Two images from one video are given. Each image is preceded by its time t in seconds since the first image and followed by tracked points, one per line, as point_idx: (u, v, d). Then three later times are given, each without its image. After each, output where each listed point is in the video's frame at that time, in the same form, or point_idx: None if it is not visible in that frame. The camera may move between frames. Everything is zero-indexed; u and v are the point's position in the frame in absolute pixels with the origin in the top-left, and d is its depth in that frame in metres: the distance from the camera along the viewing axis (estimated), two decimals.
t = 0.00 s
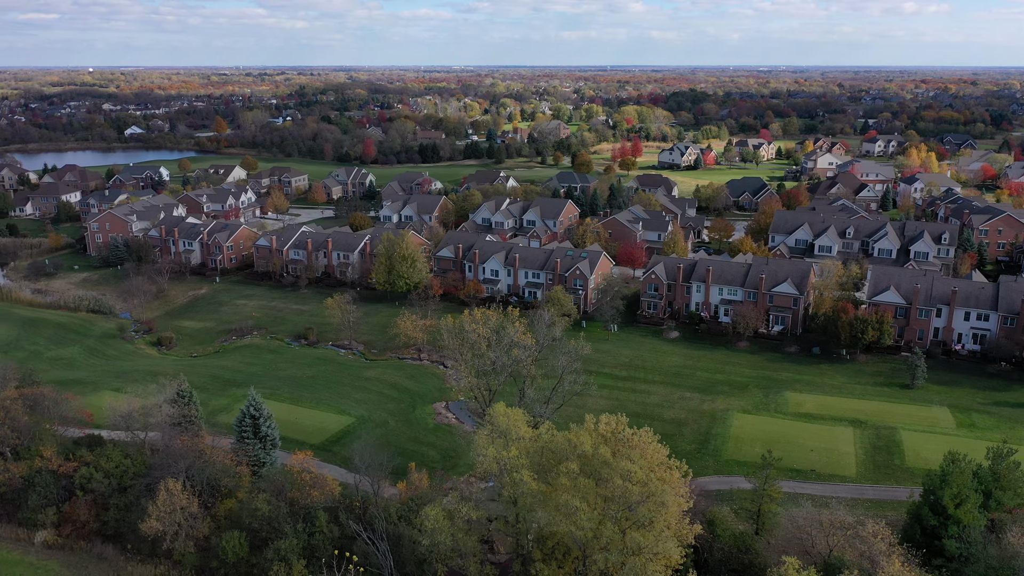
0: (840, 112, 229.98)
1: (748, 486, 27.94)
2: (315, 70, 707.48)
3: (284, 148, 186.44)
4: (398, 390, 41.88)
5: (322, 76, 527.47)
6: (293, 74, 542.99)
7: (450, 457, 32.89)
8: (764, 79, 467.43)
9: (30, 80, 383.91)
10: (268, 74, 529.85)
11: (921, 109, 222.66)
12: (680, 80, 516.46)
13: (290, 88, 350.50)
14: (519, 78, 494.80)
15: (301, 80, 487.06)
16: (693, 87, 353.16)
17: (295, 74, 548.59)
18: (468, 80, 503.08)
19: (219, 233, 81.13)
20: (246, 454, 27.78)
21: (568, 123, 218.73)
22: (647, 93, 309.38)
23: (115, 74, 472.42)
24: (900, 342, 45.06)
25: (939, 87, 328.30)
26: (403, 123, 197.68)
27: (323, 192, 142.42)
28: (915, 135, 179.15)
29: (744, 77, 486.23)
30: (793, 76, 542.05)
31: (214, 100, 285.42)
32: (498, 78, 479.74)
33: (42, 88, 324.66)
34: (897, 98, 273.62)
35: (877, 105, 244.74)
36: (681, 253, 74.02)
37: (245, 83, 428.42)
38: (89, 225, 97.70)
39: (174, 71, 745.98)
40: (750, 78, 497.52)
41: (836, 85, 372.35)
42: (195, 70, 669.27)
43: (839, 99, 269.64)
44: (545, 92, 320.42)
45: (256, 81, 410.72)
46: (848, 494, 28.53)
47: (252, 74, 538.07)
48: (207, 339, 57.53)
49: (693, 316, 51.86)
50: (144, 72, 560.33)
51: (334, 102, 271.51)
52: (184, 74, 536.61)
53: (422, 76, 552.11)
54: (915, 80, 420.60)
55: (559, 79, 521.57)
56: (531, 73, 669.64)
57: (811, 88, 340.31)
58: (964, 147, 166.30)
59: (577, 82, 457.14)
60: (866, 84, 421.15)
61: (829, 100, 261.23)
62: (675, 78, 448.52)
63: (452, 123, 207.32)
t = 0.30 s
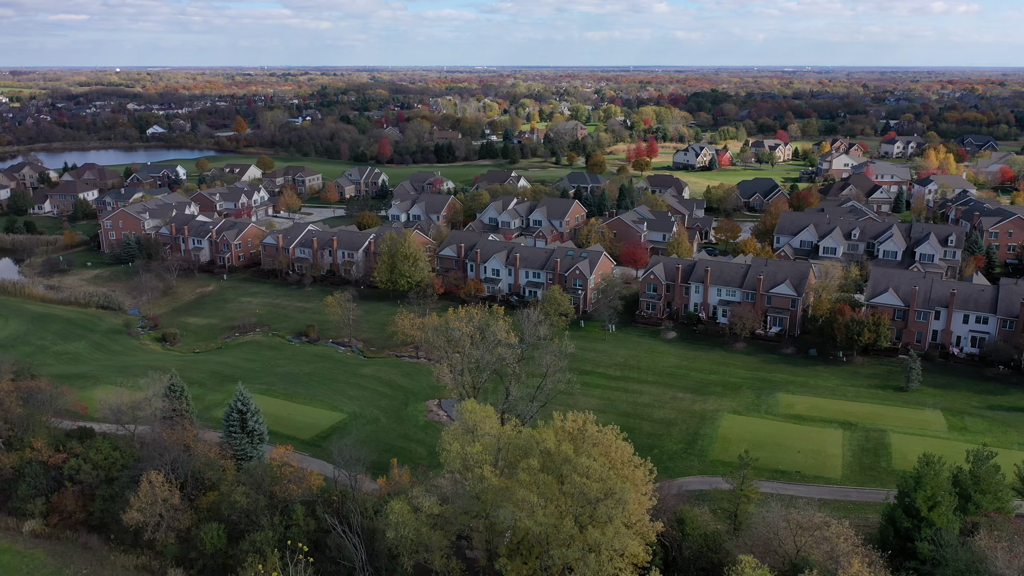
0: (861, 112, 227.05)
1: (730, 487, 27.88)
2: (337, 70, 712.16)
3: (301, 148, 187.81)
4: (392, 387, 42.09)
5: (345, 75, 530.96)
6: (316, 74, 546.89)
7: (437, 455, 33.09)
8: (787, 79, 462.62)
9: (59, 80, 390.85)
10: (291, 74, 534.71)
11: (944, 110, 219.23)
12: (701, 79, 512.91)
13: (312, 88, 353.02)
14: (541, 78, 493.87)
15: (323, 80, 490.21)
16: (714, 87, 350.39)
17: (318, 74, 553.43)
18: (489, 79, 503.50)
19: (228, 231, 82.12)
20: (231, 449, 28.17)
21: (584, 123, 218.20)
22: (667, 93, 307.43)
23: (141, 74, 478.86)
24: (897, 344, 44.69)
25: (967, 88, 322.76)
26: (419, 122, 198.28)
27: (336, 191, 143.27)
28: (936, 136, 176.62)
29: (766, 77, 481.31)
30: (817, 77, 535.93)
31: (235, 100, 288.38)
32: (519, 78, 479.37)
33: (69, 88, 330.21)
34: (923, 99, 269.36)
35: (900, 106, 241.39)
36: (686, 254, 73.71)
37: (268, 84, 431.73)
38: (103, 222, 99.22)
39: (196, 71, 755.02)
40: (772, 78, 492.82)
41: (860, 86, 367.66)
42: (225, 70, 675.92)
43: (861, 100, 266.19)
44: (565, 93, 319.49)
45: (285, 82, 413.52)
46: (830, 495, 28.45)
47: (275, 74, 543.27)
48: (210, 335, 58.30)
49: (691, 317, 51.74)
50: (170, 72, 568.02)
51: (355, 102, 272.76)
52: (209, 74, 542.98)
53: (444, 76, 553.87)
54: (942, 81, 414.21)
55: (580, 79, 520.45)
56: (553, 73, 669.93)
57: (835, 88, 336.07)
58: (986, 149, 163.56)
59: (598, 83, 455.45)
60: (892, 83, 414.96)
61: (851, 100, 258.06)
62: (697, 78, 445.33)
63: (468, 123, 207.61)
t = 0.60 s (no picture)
0: (882, 113, 224.26)
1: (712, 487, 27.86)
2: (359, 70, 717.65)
3: (317, 147, 189.12)
4: (386, 385, 42.37)
5: (367, 76, 534.84)
6: (337, 74, 551.08)
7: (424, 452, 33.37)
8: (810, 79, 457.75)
9: (88, 81, 397.60)
10: (313, 74, 539.62)
11: (967, 111, 215.83)
12: (722, 79, 509.34)
13: (333, 88, 355.25)
14: (561, 78, 493.15)
15: (345, 80, 493.50)
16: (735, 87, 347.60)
17: (340, 74, 557.92)
18: (509, 79, 503.79)
19: (235, 229, 83.09)
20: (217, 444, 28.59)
21: (599, 123, 217.72)
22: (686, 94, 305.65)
23: (166, 74, 485.35)
24: (894, 346, 44.39)
25: (995, 88, 317.32)
26: (434, 122, 198.80)
27: (348, 190, 144.04)
28: (956, 137, 174.06)
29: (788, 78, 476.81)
30: (840, 77, 530.46)
31: (255, 100, 290.87)
32: (540, 78, 478.81)
33: (95, 88, 335.00)
34: (947, 100, 265.19)
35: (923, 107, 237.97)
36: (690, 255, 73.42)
37: (290, 84, 434.96)
38: (116, 220, 100.66)
39: (219, 71, 762.79)
40: (795, 79, 488.58)
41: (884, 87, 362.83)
42: (247, 70, 683.04)
43: (883, 101, 262.74)
44: (584, 93, 318.61)
45: (306, 82, 416.51)
46: (812, 497, 28.42)
47: (298, 74, 548.69)
48: (213, 332, 59.07)
49: (688, 318, 51.65)
50: (194, 72, 575.29)
51: (374, 102, 273.97)
52: (233, 74, 548.99)
53: (464, 76, 555.45)
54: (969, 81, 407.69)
55: (600, 79, 519.33)
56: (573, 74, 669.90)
57: (858, 89, 332.00)
58: (1007, 150, 160.82)
59: (618, 83, 453.56)
60: (918, 83, 408.93)
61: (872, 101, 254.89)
62: (719, 79, 442.33)
63: (484, 123, 207.83)
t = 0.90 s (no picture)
0: (903, 114, 221.37)
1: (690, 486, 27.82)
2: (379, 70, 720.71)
3: (333, 147, 190.22)
4: (379, 382, 42.66)
5: (388, 76, 537.63)
6: (358, 73, 554.91)
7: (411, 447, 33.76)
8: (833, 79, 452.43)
9: (112, 81, 402.59)
10: (334, 74, 543.13)
11: (990, 112, 212.39)
12: (743, 79, 505.07)
13: (352, 88, 356.79)
14: (582, 77, 491.58)
15: (366, 80, 495.64)
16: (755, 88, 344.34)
17: (361, 74, 561.28)
18: (530, 78, 504.47)
19: (242, 227, 83.99)
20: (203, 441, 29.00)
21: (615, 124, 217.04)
22: (705, 95, 303.48)
23: (189, 74, 490.55)
24: (889, 348, 44.09)
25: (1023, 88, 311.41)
26: (448, 122, 199.14)
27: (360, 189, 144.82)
28: (976, 138, 171.41)
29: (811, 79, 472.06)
30: (864, 78, 524.93)
31: (274, 100, 292.91)
32: (560, 79, 477.72)
33: (119, 88, 339.24)
34: (972, 100, 260.97)
35: (946, 107, 234.35)
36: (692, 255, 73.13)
37: (311, 84, 437.46)
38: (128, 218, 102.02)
39: (240, 71, 769.07)
40: (817, 79, 483.03)
41: (908, 87, 357.80)
42: (269, 70, 689.37)
43: (906, 102, 258.98)
44: (603, 94, 317.32)
45: (326, 82, 418.62)
46: (792, 498, 28.39)
47: (319, 74, 552.67)
48: (215, 329, 59.78)
49: (684, 318, 51.58)
50: (217, 72, 581.76)
51: (392, 102, 274.78)
52: (255, 74, 554.71)
53: (485, 77, 555.72)
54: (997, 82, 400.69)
55: (620, 79, 517.37)
56: (594, 74, 668.85)
57: (881, 90, 327.71)
58: None
59: (638, 83, 451.46)
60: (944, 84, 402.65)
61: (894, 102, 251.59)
62: (740, 80, 439.43)
63: (499, 123, 207.79)
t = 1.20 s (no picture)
0: (923, 115, 218.41)
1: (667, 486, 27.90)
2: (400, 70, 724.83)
3: (347, 147, 191.16)
4: (371, 379, 43.05)
5: (409, 76, 540.35)
6: (379, 73, 558.27)
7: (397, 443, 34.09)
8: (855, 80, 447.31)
9: (136, 81, 407.66)
10: (355, 74, 546.53)
11: (1013, 113, 209.00)
12: (763, 79, 500.71)
13: (371, 88, 358.17)
14: (602, 77, 490.12)
15: (386, 80, 497.74)
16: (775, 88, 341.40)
17: (382, 74, 564.53)
18: (550, 78, 503.91)
19: (249, 226, 84.89)
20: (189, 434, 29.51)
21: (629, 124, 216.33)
22: (723, 95, 301.32)
23: (213, 74, 496.01)
24: (883, 350, 43.86)
25: None
26: (462, 122, 199.48)
27: (370, 188, 145.52)
28: (995, 140, 168.81)
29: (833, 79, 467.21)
30: (887, 79, 518.24)
31: (292, 100, 294.85)
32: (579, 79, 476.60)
33: (142, 88, 343.24)
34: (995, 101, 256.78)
35: (968, 108, 230.89)
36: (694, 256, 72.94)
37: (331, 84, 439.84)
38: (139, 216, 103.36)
39: (269, 71, 777.55)
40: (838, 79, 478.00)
41: (932, 88, 352.78)
42: (292, 70, 696.34)
43: (930, 103, 255.21)
44: (620, 95, 316.24)
45: (346, 82, 420.69)
46: (773, 498, 28.42)
47: (340, 74, 556.85)
48: (216, 326, 60.47)
49: (680, 318, 51.58)
50: (241, 72, 588.30)
51: (410, 102, 275.48)
52: (277, 74, 559.34)
53: (505, 76, 556.54)
54: None
55: (640, 79, 515.25)
56: (613, 74, 668.23)
57: (904, 90, 323.35)
58: None
59: (657, 83, 449.27)
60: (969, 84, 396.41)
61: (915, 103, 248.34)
62: (760, 81, 435.92)
63: (513, 124, 207.84)
